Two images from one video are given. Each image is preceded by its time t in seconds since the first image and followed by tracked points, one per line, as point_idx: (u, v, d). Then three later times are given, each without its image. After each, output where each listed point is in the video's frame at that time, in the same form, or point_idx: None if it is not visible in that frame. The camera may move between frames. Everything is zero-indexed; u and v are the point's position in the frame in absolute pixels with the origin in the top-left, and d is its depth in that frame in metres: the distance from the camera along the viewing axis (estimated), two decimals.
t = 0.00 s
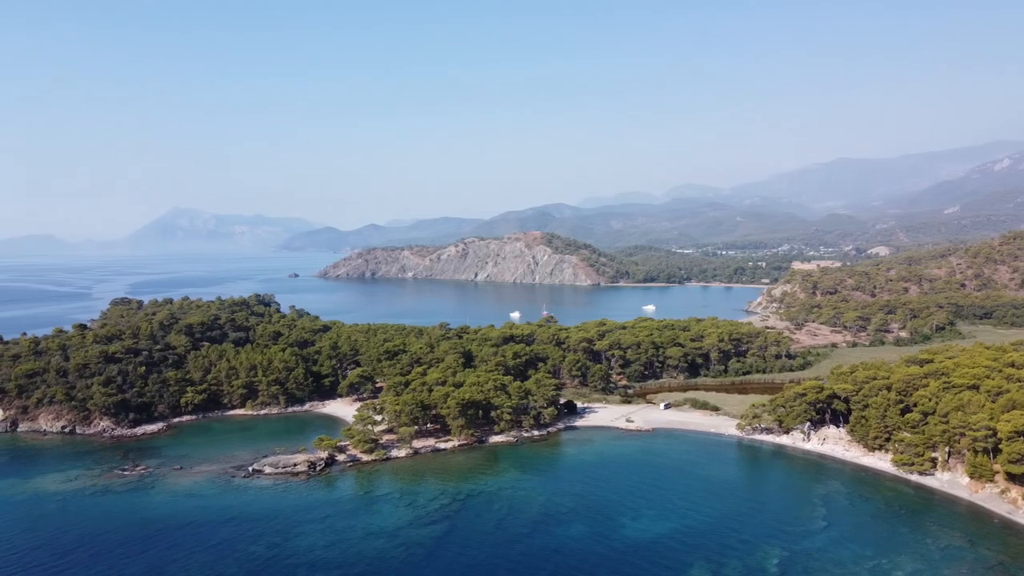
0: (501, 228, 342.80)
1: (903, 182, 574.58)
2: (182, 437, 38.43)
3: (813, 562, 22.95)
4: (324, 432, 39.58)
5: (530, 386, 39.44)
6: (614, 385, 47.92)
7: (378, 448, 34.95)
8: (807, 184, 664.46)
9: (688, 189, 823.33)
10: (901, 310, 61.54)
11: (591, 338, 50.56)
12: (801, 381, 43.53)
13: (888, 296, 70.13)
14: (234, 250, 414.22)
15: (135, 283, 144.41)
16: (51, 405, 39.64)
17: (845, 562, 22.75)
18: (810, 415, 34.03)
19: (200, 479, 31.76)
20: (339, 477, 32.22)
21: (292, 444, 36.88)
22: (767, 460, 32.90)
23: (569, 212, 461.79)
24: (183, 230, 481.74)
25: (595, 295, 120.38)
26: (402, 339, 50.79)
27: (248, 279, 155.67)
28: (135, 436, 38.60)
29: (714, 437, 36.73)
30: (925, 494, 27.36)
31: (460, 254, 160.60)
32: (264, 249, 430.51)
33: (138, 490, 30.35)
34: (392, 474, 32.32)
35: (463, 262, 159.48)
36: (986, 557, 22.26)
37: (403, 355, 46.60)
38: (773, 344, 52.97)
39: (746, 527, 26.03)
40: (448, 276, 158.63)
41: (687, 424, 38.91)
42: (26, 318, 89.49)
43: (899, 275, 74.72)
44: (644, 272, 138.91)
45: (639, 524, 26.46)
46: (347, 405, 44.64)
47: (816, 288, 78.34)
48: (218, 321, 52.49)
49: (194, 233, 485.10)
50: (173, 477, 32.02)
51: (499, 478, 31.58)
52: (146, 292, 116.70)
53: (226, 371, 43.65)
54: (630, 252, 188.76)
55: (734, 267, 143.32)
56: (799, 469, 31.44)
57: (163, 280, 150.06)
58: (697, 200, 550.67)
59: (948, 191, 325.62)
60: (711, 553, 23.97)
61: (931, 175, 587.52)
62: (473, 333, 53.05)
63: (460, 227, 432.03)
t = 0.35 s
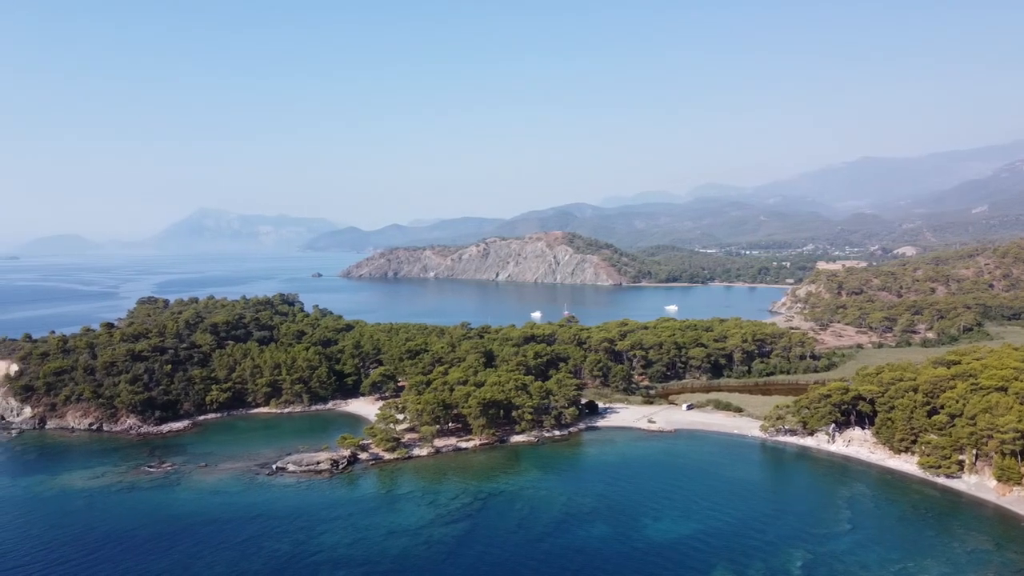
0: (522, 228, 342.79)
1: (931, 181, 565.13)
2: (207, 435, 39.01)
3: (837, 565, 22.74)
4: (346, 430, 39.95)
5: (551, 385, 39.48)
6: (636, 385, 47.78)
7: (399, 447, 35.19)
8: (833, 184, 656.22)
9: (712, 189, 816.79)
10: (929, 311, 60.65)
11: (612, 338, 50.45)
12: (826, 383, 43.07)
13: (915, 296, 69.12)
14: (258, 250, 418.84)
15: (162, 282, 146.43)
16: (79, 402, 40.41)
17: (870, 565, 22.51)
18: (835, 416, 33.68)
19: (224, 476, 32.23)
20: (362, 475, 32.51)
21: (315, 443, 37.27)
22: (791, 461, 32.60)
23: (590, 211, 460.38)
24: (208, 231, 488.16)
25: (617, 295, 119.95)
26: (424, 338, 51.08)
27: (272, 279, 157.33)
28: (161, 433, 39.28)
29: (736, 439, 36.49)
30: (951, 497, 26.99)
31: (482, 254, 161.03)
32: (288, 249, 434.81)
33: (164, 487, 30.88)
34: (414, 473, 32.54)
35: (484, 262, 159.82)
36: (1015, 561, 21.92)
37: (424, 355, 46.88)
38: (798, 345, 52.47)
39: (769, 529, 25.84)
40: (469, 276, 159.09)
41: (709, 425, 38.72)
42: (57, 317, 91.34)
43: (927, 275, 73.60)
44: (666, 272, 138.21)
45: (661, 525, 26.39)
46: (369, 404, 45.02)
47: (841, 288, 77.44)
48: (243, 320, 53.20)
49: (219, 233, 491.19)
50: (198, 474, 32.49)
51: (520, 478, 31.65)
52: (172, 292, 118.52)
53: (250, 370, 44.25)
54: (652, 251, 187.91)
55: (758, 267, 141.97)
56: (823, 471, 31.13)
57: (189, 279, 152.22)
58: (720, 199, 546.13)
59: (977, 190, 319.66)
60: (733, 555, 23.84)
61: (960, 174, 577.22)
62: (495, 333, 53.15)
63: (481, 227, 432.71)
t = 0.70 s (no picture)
0: (544, 228, 342.45)
1: (960, 179, 554.97)
2: (232, 432, 39.55)
3: (860, 568, 22.52)
4: (369, 428, 40.29)
5: (572, 385, 39.45)
6: (658, 385, 47.59)
7: (421, 446, 35.44)
8: (858, 182, 647.27)
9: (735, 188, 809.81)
10: (956, 312, 59.71)
11: (634, 338, 50.30)
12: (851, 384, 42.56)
13: (942, 297, 68.01)
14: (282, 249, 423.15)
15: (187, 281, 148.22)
16: (106, 400, 41.14)
17: (894, 569, 22.27)
18: (860, 418, 33.31)
19: (249, 473, 32.68)
20: (384, 473, 32.79)
21: (338, 440, 37.65)
22: (816, 463, 32.30)
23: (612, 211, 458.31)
24: (233, 231, 493.69)
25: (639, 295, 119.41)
26: (446, 338, 51.32)
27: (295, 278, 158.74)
28: (187, 430, 39.90)
29: (760, 440, 36.22)
30: (979, 500, 26.59)
31: (503, 253, 161.30)
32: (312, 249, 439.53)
33: (189, 484, 31.39)
34: (436, 471, 32.74)
35: (505, 262, 159.95)
36: None
37: (446, 354, 47.11)
38: (822, 346, 51.91)
39: (793, 532, 25.62)
40: (491, 275, 159.38)
41: (732, 426, 38.48)
42: (85, 315, 93.12)
43: (955, 275, 72.39)
44: (689, 272, 137.40)
45: (683, 526, 26.30)
46: (391, 402, 45.37)
47: (867, 288, 76.46)
48: (268, 319, 53.85)
49: (243, 233, 496.59)
50: (222, 471, 33.00)
51: (542, 477, 31.70)
52: (197, 291, 120.29)
53: (274, 368, 44.81)
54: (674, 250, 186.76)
55: (782, 266, 140.50)
56: (848, 473, 30.79)
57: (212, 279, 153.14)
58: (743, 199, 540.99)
59: (1007, 189, 313.35)
60: (756, 557, 23.69)
61: (990, 172, 566.37)
62: (516, 332, 53.20)
63: (502, 226, 432.96)
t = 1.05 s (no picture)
0: (565, 228, 341.86)
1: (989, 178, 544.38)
2: (257, 430, 40.11)
3: (885, 571, 22.33)
4: (391, 427, 40.63)
5: (594, 385, 39.41)
6: (681, 386, 47.39)
7: (443, 445, 35.69)
8: (885, 181, 637.75)
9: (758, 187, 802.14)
10: (985, 312, 58.77)
11: (656, 338, 50.13)
12: (877, 385, 42.06)
13: (971, 297, 66.90)
14: (306, 249, 427.10)
15: (212, 281, 150.17)
16: (133, 397, 41.90)
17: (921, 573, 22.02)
18: (886, 420, 32.94)
19: (273, 471, 33.14)
20: (406, 471, 33.07)
21: (361, 439, 38.01)
22: (841, 465, 32.00)
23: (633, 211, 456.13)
24: (257, 231, 499.34)
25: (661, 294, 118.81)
26: (467, 337, 51.57)
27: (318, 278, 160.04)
28: (212, 427, 40.51)
29: (783, 442, 35.95)
30: (1007, 503, 26.22)
31: (524, 253, 161.53)
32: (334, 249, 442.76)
33: (215, 481, 31.92)
34: (457, 470, 32.96)
35: (527, 262, 160.02)
36: None
37: (467, 353, 47.33)
38: (848, 347, 51.34)
39: (817, 534, 25.41)
40: (512, 275, 159.65)
41: (755, 428, 38.24)
42: (112, 314, 94.60)
43: (984, 276, 71.17)
44: (712, 272, 136.45)
45: (705, 527, 26.22)
46: (413, 401, 45.71)
47: (893, 288, 75.44)
48: (292, 318, 54.50)
49: (267, 233, 502.05)
50: (247, 469, 33.49)
51: (563, 477, 31.76)
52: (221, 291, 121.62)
53: (298, 367, 45.37)
54: (697, 250, 185.37)
55: (806, 266, 138.98)
56: (873, 475, 30.48)
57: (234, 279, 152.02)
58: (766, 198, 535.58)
59: None
60: (780, 559, 23.55)
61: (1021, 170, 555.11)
62: (537, 332, 53.25)
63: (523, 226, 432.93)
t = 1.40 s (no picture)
0: (587, 228, 341.16)
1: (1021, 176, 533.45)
2: (281, 428, 40.62)
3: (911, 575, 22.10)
4: (413, 426, 40.92)
5: (615, 386, 39.34)
6: (703, 387, 47.14)
7: (464, 444, 35.89)
8: (912, 180, 627.85)
9: (783, 186, 793.67)
10: (1015, 313, 57.73)
11: (679, 338, 49.88)
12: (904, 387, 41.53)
13: (1000, 297, 65.72)
14: (329, 249, 430.75)
15: (237, 280, 152.12)
16: (159, 395, 42.62)
17: None
18: (912, 422, 32.52)
19: (297, 468, 33.55)
20: (428, 470, 33.31)
21: (383, 437, 38.34)
22: (866, 468, 31.65)
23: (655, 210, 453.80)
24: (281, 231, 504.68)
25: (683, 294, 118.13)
26: (488, 337, 51.77)
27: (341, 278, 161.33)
28: (237, 425, 41.11)
29: (807, 443, 35.62)
30: None
31: (545, 253, 161.51)
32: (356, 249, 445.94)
33: (240, 478, 32.39)
34: (479, 469, 33.11)
35: (548, 261, 159.95)
36: None
37: (489, 353, 47.50)
38: (874, 348, 50.71)
39: (841, 537, 25.18)
40: (533, 275, 159.73)
41: (779, 429, 37.97)
42: (139, 312, 96.20)
43: (1015, 276, 69.86)
44: (735, 272, 135.42)
45: (727, 529, 26.11)
46: (435, 400, 45.99)
47: (921, 288, 74.36)
48: (316, 317, 55.11)
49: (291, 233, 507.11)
50: (271, 466, 33.93)
51: (584, 478, 31.78)
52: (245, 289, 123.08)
53: (321, 366, 45.90)
54: (720, 249, 183.95)
55: (831, 266, 137.34)
56: (898, 477, 30.13)
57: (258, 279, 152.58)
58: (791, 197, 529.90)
59: None
60: (803, 562, 23.38)
61: None
62: (558, 332, 53.25)
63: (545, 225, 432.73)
